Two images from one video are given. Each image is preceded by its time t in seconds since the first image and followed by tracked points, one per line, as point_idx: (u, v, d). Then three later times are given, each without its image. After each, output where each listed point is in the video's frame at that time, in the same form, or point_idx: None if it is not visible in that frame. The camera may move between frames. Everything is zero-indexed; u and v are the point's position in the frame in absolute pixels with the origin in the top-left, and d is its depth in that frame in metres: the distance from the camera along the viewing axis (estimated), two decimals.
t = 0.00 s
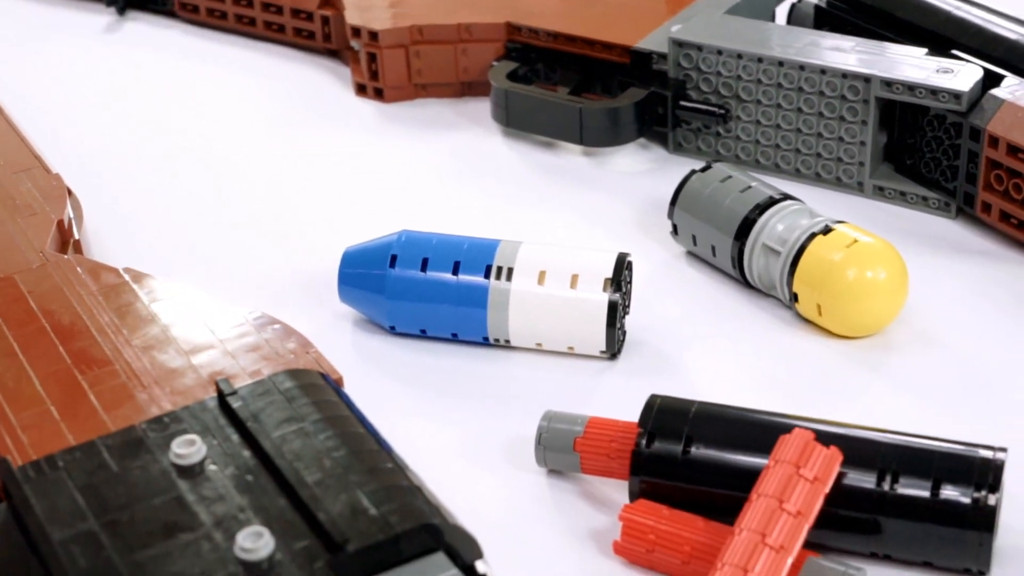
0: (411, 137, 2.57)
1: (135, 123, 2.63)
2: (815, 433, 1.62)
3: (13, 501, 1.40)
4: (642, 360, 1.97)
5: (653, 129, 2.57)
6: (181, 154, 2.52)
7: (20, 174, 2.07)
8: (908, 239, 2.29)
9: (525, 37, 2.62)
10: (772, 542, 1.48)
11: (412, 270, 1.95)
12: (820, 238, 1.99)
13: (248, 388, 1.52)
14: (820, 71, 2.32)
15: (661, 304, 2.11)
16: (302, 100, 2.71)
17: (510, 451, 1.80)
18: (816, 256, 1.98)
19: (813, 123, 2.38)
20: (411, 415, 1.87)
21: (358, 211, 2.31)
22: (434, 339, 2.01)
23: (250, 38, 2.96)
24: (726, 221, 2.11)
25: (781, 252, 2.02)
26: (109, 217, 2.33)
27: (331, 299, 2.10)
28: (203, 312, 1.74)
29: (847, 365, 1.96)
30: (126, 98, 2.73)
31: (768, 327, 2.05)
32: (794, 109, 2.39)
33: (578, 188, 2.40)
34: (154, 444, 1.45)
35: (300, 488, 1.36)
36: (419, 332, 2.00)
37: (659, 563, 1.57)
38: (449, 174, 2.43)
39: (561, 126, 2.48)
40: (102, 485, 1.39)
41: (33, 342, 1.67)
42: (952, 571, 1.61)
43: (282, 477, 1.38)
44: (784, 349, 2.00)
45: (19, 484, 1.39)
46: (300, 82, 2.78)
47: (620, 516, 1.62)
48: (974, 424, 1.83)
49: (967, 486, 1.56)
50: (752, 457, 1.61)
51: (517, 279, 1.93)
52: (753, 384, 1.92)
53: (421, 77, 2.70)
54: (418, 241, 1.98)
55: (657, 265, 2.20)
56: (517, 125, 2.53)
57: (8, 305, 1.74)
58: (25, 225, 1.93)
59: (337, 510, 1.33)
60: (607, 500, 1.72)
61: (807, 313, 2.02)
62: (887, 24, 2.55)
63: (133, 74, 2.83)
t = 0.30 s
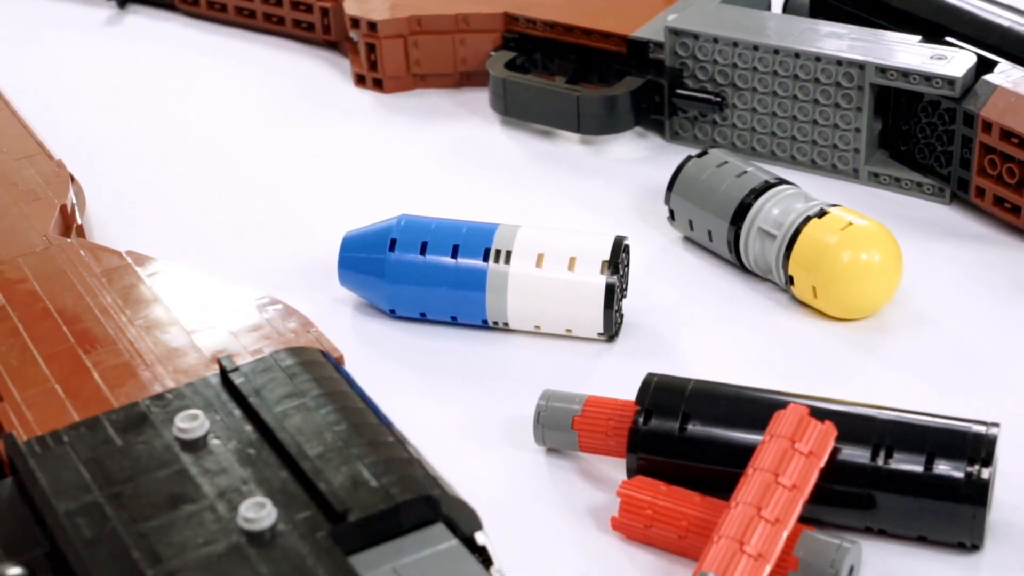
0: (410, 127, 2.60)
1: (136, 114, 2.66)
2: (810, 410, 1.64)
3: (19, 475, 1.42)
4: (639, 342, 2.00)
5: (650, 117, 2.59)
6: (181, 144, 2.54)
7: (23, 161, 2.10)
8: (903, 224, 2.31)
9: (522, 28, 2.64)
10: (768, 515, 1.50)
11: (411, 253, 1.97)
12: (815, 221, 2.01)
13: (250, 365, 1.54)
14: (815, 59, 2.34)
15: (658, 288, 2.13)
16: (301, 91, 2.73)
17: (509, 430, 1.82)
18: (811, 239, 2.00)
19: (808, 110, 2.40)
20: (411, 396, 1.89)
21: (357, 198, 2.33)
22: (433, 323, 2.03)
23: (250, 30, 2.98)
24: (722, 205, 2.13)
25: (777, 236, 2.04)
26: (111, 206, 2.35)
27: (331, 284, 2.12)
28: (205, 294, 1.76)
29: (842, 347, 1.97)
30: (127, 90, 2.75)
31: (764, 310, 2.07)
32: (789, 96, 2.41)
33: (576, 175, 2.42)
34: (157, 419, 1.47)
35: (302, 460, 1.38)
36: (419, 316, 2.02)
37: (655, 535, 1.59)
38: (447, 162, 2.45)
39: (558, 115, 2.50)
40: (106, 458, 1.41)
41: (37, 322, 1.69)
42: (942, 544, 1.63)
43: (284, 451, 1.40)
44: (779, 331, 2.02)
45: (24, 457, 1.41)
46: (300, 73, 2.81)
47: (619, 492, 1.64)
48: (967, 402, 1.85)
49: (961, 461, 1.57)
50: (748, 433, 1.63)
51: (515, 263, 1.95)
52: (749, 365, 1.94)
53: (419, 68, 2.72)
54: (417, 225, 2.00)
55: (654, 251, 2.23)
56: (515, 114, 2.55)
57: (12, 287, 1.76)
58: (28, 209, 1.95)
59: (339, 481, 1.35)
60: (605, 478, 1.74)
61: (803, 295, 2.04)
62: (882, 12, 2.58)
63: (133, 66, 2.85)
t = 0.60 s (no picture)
0: (408, 119, 2.61)
1: (135, 108, 2.67)
2: (806, 393, 1.65)
3: (20, 458, 1.43)
4: (636, 330, 2.01)
5: (647, 109, 2.60)
6: (180, 137, 2.56)
7: (23, 151, 2.11)
8: (898, 213, 2.32)
9: (519, 21, 2.66)
10: (763, 497, 1.51)
11: (409, 242, 1.99)
12: (811, 210, 2.02)
13: (249, 348, 1.55)
14: (810, 50, 2.35)
15: (655, 277, 2.15)
16: (299, 84, 2.75)
17: (507, 416, 1.83)
18: (807, 227, 2.01)
19: (804, 101, 2.41)
20: (409, 383, 1.90)
21: (356, 189, 2.34)
22: (431, 311, 2.04)
23: (249, 25, 2.99)
24: (719, 194, 2.14)
25: (773, 224, 2.06)
26: (110, 197, 2.36)
27: (329, 273, 2.13)
28: (205, 282, 1.77)
29: (838, 334, 1.99)
30: (126, 84, 2.76)
31: (760, 298, 2.08)
32: (785, 88, 2.42)
33: (573, 167, 2.43)
34: (157, 402, 1.48)
35: (301, 441, 1.39)
36: (417, 304, 2.03)
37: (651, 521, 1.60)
38: (445, 153, 2.46)
39: (555, 106, 2.51)
40: (107, 440, 1.42)
41: (37, 309, 1.71)
42: (941, 535, 1.63)
43: (283, 432, 1.41)
44: (775, 318, 2.03)
45: (25, 440, 1.42)
46: (298, 67, 2.82)
47: (616, 475, 1.65)
48: (962, 387, 1.86)
49: (955, 443, 1.59)
50: (743, 417, 1.64)
51: (513, 251, 1.96)
52: (745, 352, 1.95)
53: (417, 61, 2.73)
54: (415, 213, 2.01)
55: (650, 240, 2.24)
56: (513, 106, 2.56)
57: (13, 275, 1.78)
58: (29, 199, 1.97)
59: (338, 462, 1.36)
60: (602, 463, 1.75)
61: (799, 283, 2.05)
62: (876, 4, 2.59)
63: (132, 60, 2.86)
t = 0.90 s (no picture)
0: (401, 115, 2.62)
1: (128, 104, 2.68)
2: (796, 380, 1.67)
3: (14, 444, 1.43)
4: (628, 321, 2.02)
5: (638, 104, 2.61)
6: (173, 132, 2.56)
7: (17, 145, 2.12)
8: (888, 206, 2.34)
9: (511, 17, 2.67)
10: (754, 482, 1.52)
11: (402, 234, 1.99)
12: (801, 202, 2.04)
13: (242, 335, 1.56)
14: (801, 45, 2.37)
15: (646, 269, 2.16)
16: (292, 81, 2.76)
17: (499, 405, 1.84)
18: (797, 219, 2.02)
19: (795, 96, 2.43)
20: (402, 374, 1.91)
21: (349, 183, 2.35)
22: (424, 303, 2.05)
23: (242, 22, 3.00)
24: (710, 187, 2.15)
25: (763, 217, 2.07)
26: (104, 191, 2.37)
27: (322, 266, 2.14)
28: (198, 272, 1.78)
29: (828, 325, 2.00)
30: (119, 80, 2.77)
31: (751, 289, 2.10)
32: (776, 83, 2.44)
33: (564, 161, 2.44)
34: (151, 388, 1.49)
35: (294, 426, 1.40)
36: (410, 296, 2.04)
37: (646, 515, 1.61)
38: (438, 148, 2.48)
39: (547, 101, 2.52)
40: (101, 426, 1.43)
41: (32, 298, 1.71)
42: (938, 529, 1.63)
43: (277, 417, 1.42)
44: (766, 309, 2.04)
45: (19, 426, 1.43)
46: (291, 63, 2.83)
47: (607, 461, 1.66)
48: (950, 377, 1.88)
49: (944, 429, 1.60)
50: (734, 405, 1.65)
51: (505, 242, 1.97)
52: (736, 342, 1.97)
53: (410, 57, 2.74)
54: (408, 206, 2.02)
55: (642, 233, 2.25)
56: (505, 102, 2.58)
57: (8, 265, 1.78)
58: (23, 192, 1.97)
59: (331, 446, 1.37)
60: (594, 451, 1.76)
61: (789, 275, 2.07)
62: None
63: (125, 57, 2.87)
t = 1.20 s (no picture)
0: (391, 114, 2.63)
1: (120, 103, 2.69)
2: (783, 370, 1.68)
3: (8, 433, 1.44)
4: (617, 315, 2.03)
5: (627, 103, 2.63)
6: (164, 131, 2.58)
7: (9, 142, 2.13)
8: (875, 203, 2.36)
9: (501, 18, 2.69)
10: (742, 470, 1.54)
11: (392, 229, 2.01)
12: (789, 197, 2.05)
13: (233, 326, 1.57)
14: (788, 44, 2.39)
15: (635, 264, 2.18)
16: (283, 81, 2.77)
17: (489, 398, 1.85)
18: (785, 214, 2.04)
19: (782, 95, 2.45)
20: (393, 367, 1.92)
21: (336, 179, 2.37)
22: (415, 298, 2.07)
23: (233, 23, 3.01)
24: (698, 183, 2.17)
25: (751, 212, 2.09)
26: (96, 189, 2.38)
27: (313, 261, 2.15)
28: (190, 266, 1.79)
29: (815, 318, 2.02)
30: (111, 80, 2.78)
31: (739, 284, 2.11)
32: (764, 81, 2.46)
33: (554, 159, 2.46)
34: (143, 378, 1.50)
35: (285, 414, 1.41)
36: (400, 291, 2.05)
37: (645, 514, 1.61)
38: (428, 146, 2.49)
39: (537, 100, 2.54)
40: (94, 415, 1.44)
41: (25, 291, 1.73)
42: (934, 528, 1.63)
43: (268, 406, 1.43)
44: (754, 303, 2.06)
45: (12, 415, 1.44)
46: (282, 63, 2.84)
47: (597, 451, 1.67)
48: (936, 369, 1.90)
49: (930, 419, 1.61)
50: (722, 395, 1.66)
51: (495, 237, 1.99)
52: (724, 335, 1.98)
53: (401, 57, 2.76)
54: (398, 201, 2.04)
55: (631, 229, 2.27)
56: (495, 101, 2.59)
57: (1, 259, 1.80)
58: (16, 187, 1.98)
59: (322, 433, 1.38)
60: (584, 442, 1.77)
61: (777, 269, 2.09)
62: None
63: (117, 58, 2.88)
